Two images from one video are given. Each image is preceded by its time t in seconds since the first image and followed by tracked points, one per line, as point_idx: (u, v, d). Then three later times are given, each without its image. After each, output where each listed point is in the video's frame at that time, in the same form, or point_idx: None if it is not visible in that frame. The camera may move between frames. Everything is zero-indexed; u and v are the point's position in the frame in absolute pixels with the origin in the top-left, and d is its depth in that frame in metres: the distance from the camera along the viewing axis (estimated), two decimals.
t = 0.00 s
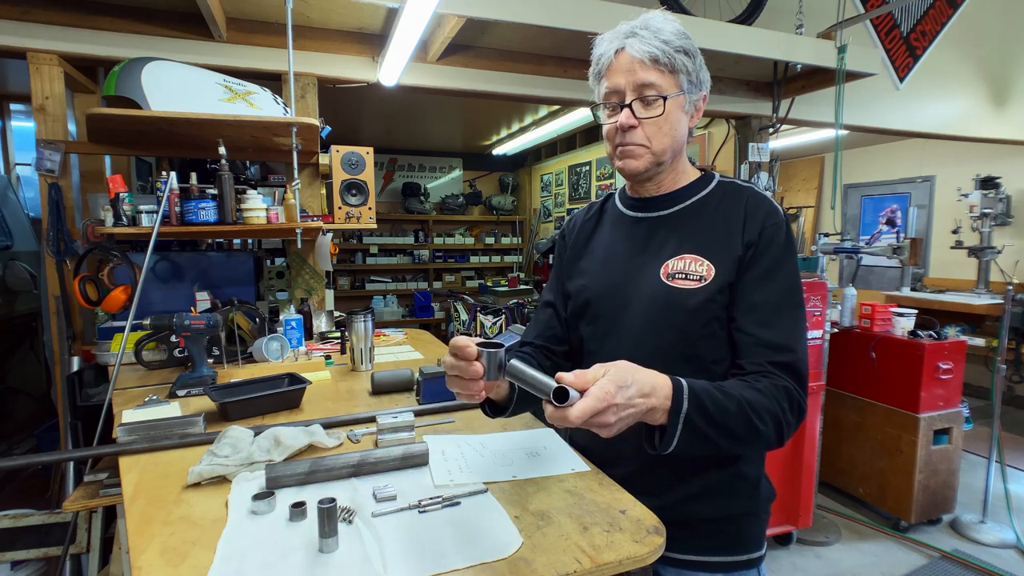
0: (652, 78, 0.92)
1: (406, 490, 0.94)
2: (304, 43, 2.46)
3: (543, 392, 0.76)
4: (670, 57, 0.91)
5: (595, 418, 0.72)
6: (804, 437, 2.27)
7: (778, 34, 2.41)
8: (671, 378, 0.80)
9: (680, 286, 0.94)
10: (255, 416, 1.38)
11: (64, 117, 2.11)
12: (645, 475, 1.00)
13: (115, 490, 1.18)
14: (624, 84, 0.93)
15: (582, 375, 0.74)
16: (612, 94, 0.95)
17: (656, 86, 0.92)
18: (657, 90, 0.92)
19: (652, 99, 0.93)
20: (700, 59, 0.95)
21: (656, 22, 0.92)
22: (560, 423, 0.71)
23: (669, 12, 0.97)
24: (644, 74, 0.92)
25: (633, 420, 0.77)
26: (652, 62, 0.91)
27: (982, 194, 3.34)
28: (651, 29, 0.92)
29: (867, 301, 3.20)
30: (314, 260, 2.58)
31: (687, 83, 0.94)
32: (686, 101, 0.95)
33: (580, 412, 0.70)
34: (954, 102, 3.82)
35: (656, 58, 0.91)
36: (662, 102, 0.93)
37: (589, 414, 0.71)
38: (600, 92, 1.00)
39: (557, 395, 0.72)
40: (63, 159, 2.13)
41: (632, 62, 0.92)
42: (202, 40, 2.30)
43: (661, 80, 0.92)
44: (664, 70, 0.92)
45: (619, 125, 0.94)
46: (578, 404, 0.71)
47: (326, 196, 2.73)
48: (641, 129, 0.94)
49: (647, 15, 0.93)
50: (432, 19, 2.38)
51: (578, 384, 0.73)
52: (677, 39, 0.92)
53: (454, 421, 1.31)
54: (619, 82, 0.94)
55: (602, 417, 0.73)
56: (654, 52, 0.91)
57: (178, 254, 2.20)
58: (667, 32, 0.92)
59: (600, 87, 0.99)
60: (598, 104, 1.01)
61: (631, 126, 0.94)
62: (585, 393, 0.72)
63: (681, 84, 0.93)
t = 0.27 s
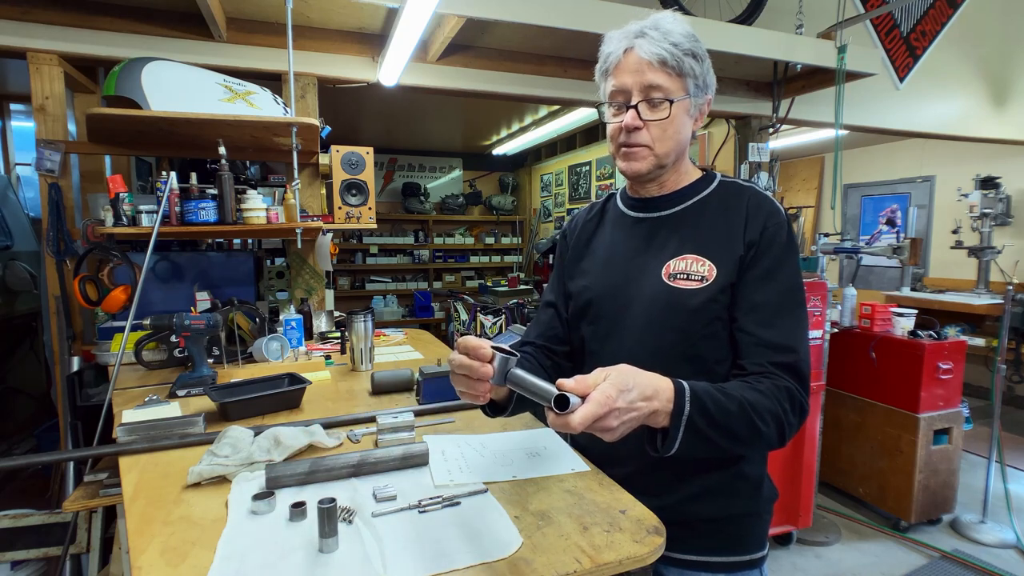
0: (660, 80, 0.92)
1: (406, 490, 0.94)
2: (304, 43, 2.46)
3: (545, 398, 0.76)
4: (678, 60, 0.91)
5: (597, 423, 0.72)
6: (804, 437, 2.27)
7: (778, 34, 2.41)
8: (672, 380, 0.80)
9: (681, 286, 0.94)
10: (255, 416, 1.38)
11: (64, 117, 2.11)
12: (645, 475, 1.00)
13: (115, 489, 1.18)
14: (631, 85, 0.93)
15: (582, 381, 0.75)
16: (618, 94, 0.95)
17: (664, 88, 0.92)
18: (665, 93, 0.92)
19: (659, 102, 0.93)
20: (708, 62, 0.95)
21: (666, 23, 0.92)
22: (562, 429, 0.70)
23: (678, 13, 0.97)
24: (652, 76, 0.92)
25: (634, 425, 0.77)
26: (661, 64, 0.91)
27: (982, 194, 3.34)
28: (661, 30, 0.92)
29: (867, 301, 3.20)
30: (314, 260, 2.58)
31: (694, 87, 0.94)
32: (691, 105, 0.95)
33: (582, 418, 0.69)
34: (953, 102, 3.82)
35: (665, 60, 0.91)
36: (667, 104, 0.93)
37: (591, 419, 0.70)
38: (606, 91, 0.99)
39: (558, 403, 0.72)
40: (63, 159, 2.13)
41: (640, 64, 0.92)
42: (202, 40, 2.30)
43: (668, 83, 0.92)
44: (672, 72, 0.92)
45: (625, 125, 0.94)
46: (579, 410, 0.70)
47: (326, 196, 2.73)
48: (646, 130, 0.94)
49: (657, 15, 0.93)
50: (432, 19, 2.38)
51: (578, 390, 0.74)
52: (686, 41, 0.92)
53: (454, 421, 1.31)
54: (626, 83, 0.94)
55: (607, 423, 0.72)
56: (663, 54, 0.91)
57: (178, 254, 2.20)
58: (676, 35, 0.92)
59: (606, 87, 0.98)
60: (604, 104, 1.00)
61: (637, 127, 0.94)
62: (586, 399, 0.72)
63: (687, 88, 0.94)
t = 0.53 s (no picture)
0: (669, 77, 0.92)
1: (406, 490, 0.94)
2: (304, 43, 2.46)
3: (554, 400, 0.76)
4: (689, 58, 0.91)
5: (606, 425, 0.72)
6: (805, 437, 2.27)
7: (778, 34, 2.41)
8: (679, 382, 0.80)
9: (684, 287, 0.94)
10: (255, 416, 1.38)
11: (64, 117, 2.11)
12: (645, 475, 1.00)
13: (115, 489, 1.18)
14: (640, 80, 0.93)
15: (592, 382, 0.75)
16: (625, 87, 0.95)
17: (672, 84, 0.92)
18: (673, 89, 0.92)
19: (666, 98, 0.93)
20: (717, 65, 0.96)
21: (680, 21, 0.92)
22: (571, 431, 0.70)
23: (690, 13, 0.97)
24: (662, 72, 0.92)
25: (642, 427, 0.77)
26: (672, 60, 0.91)
27: (982, 194, 3.34)
28: (675, 27, 0.92)
29: (867, 301, 3.20)
30: (314, 260, 2.58)
31: (702, 88, 0.95)
32: (698, 105, 0.95)
33: (591, 420, 0.70)
34: (953, 102, 3.82)
35: (676, 57, 0.91)
36: (675, 102, 0.93)
37: (601, 421, 0.71)
38: (613, 84, 0.99)
39: (566, 404, 0.72)
40: (63, 159, 2.13)
41: (651, 58, 0.92)
42: (202, 40, 2.30)
43: (677, 80, 0.92)
44: (682, 70, 0.92)
45: (630, 120, 0.94)
46: (589, 413, 0.71)
47: (326, 196, 2.73)
48: (652, 127, 0.94)
49: (672, 13, 0.94)
50: (432, 19, 2.38)
51: (588, 391, 0.74)
52: (698, 41, 0.92)
53: (454, 421, 1.31)
54: (636, 76, 0.93)
55: (615, 425, 0.72)
56: (675, 51, 0.91)
57: (178, 254, 2.20)
58: (689, 33, 0.92)
59: (614, 80, 0.98)
60: (610, 97, 1.00)
61: (643, 122, 0.93)
62: (595, 401, 0.73)
63: (695, 87, 0.94)
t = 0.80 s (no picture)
0: (661, 87, 0.92)
1: (406, 490, 0.94)
2: (304, 43, 2.46)
3: (554, 396, 0.76)
4: (681, 66, 0.91)
5: (605, 422, 0.72)
6: (805, 437, 2.27)
7: (778, 34, 2.41)
8: (679, 380, 0.80)
9: (685, 287, 0.94)
10: (255, 416, 1.38)
11: (64, 117, 2.11)
12: (645, 476, 1.00)
13: (115, 490, 1.18)
14: (633, 91, 0.93)
15: (592, 378, 0.74)
16: (619, 100, 0.95)
17: (665, 95, 0.92)
18: (667, 100, 0.92)
19: (660, 109, 0.93)
20: (710, 67, 0.95)
21: (670, 27, 0.92)
22: (571, 427, 0.71)
23: (682, 15, 0.96)
24: (654, 83, 0.91)
25: (642, 423, 0.77)
26: (663, 71, 0.91)
27: (982, 194, 3.34)
28: (665, 34, 0.91)
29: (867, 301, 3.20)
30: (314, 260, 2.58)
31: (696, 92, 0.94)
32: (694, 110, 0.95)
33: (592, 416, 0.70)
34: (953, 102, 3.82)
35: (667, 66, 0.91)
36: (669, 112, 0.93)
37: (600, 418, 0.71)
38: (607, 94, 0.99)
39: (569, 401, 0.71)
40: (63, 159, 2.13)
41: (642, 70, 0.92)
42: (202, 40, 2.30)
43: (670, 90, 0.92)
44: (674, 78, 0.92)
45: (625, 134, 0.94)
46: (589, 409, 0.71)
47: (326, 196, 2.73)
48: (646, 139, 0.94)
49: (661, 19, 0.93)
50: (432, 19, 2.38)
51: (588, 387, 0.74)
52: (689, 46, 0.92)
53: (454, 421, 1.31)
54: (628, 89, 0.93)
55: (615, 421, 0.73)
56: (666, 60, 0.90)
57: (178, 254, 2.20)
58: (680, 39, 0.91)
59: (607, 91, 0.98)
60: (604, 107, 1.00)
61: (637, 136, 0.94)
62: (595, 397, 0.72)
63: (690, 93, 0.94)
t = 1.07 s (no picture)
0: (662, 80, 0.92)
1: (406, 490, 0.94)
2: (304, 43, 2.46)
3: (552, 396, 0.75)
4: (682, 60, 0.91)
5: (604, 420, 0.72)
6: (805, 437, 2.27)
7: (778, 34, 2.41)
8: (679, 378, 0.80)
9: (686, 285, 0.94)
10: (255, 416, 1.38)
11: (64, 117, 2.11)
12: (646, 476, 1.00)
13: (115, 489, 1.18)
14: (634, 85, 0.93)
15: (589, 377, 0.73)
16: (620, 93, 0.95)
17: (666, 88, 0.92)
18: (668, 93, 0.92)
19: (662, 102, 0.93)
20: (711, 63, 0.96)
21: (671, 23, 0.93)
22: (569, 427, 0.70)
23: (682, 13, 0.97)
24: (655, 76, 0.92)
25: (641, 422, 0.77)
26: (665, 63, 0.91)
27: (982, 194, 3.34)
28: (666, 30, 0.92)
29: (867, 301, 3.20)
30: (314, 260, 2.58)
31: (697, 87, 0.95)
32: (694, 105, 0.95)
33: (590, 415, 0.69)
34: (953, 102, 3.82)
35: (669, 60, 0.91)
36: (670, 105, 0.93)
37: (599, 417, 0.70)
38: (607, 90, 0.99)
39: (565, 399, 0.71)
40: (63, 159, 2.13)
41: (643, 63, 0.92)
42: (202, 40, 2.30)
43: (671, 83, 0.92)
44: (675, 72, 0.92)
45: (626, 125, 0.94)
46: (587, 408, 0.70)
47: (326, 196, 2.73)
48: (648, 131, 0.94)
49: (662, 15, 0.94)
50: (432, 19, 2.38)
51: (586, 386, 0.72)
52: (690, 42, 0.92)
53: (454, 421, 1.31)
54: (630, 81, 0.94)
55: (614, 420, 0.72)
56: (667, 54, 0.91)
57: (178, 254, 2.20)
58: (680, 34, 0.92)
59: (608, 86, 0.98)
60: (605, 103, 1.00)
61: (639, 128, 0.94)
62: (594, 396, 0.71)
63: (690, 88, 0.94)
